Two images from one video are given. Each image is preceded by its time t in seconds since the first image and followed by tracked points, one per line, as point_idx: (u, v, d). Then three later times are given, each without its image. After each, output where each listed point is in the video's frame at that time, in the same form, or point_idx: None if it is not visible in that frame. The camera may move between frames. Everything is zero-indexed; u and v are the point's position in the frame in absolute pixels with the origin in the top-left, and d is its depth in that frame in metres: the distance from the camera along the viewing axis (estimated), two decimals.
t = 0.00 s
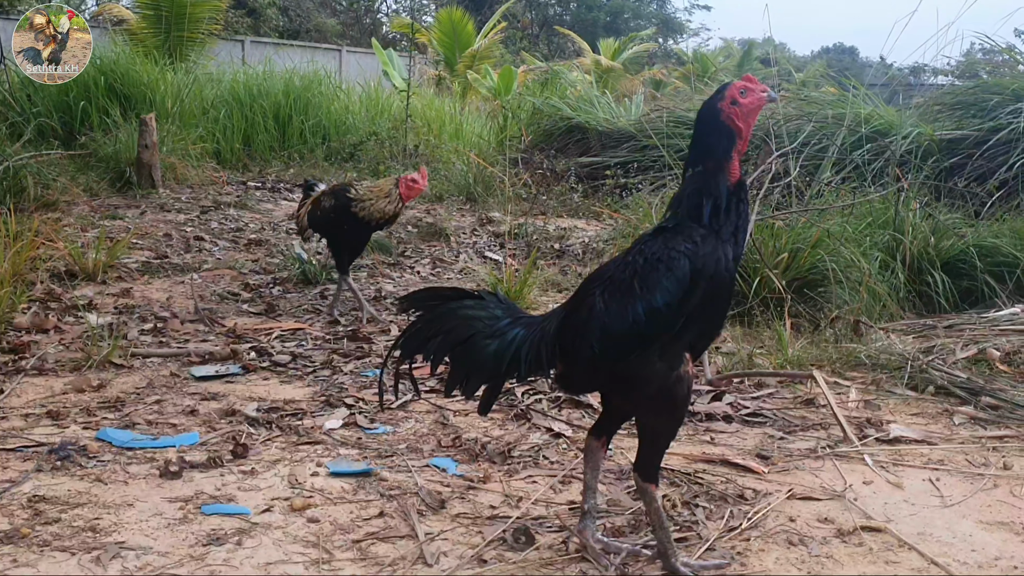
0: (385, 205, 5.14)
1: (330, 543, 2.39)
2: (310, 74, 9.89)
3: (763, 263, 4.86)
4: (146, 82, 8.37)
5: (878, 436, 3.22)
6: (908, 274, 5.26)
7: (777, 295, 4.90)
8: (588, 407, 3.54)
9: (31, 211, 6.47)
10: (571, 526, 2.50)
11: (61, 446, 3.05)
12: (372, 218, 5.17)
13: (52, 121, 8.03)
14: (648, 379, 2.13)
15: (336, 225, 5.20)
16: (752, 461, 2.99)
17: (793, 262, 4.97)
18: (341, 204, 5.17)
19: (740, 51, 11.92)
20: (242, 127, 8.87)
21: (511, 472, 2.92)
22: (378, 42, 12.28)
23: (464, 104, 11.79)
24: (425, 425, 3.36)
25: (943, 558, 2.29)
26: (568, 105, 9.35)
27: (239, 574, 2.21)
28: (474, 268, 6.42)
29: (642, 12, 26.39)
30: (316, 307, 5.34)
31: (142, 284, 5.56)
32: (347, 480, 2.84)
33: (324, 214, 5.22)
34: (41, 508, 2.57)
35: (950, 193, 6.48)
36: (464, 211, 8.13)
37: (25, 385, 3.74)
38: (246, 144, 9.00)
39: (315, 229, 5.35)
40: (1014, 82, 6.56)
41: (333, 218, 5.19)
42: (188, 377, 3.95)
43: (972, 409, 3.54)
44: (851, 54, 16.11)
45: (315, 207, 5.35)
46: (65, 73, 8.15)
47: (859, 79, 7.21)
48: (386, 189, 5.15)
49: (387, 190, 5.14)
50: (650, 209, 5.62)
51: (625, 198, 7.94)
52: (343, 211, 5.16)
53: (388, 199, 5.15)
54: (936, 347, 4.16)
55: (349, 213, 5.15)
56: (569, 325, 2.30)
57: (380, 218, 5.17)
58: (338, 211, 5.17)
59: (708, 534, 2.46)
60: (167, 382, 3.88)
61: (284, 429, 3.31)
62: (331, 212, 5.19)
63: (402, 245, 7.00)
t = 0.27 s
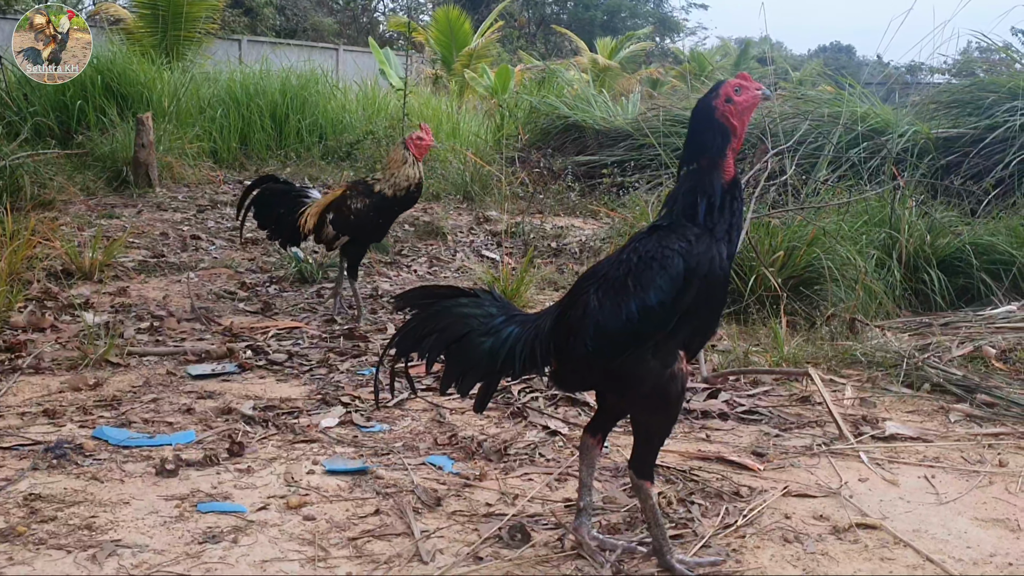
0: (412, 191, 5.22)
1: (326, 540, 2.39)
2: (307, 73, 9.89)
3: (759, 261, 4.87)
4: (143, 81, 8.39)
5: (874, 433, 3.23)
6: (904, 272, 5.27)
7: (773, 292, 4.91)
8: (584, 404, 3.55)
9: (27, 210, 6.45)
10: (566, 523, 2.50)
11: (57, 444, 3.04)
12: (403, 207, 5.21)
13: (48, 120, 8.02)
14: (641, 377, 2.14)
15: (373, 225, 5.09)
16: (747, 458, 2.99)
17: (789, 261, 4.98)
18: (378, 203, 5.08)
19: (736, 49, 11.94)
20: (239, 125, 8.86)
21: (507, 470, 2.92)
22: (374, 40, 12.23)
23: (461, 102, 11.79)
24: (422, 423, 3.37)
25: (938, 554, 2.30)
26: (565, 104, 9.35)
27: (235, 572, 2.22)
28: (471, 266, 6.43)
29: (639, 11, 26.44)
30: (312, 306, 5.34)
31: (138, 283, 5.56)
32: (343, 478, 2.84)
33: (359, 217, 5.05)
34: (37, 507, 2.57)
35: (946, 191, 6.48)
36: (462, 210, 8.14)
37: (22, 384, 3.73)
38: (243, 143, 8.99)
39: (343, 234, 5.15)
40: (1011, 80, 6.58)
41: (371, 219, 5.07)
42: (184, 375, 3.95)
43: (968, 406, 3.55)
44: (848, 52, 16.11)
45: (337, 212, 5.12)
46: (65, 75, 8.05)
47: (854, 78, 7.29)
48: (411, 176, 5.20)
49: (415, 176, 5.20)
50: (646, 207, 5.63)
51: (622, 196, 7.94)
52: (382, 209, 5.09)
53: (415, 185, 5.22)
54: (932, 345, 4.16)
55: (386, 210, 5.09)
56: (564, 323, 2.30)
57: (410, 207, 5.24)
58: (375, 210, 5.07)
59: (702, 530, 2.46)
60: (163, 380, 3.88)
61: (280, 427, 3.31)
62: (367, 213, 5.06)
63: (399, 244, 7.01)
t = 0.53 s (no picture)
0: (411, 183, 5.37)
1: (324, 542, 2.39)
2: (304, 73, 9.88)
3: (756, 262, 4.88)
4: (140, 81, 8.38)
5: (871, 434, 3.23)
6: (901, 273, 5.28)
7: (771, 293, 4.92)
8: (581, 406, 3.55)
9: (24, 210, 6.46)
10: (564, 525, 2.50)
11: (55, 446, 3.04)
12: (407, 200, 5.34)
13: (45, 119, 8.00)
14: (640, 378, 2.14)
15: (389, 222, 5.15)
16: (745, 459, 3.00)
17: (786, 261, 4.99)
18: (392, 199, 5.16)
19: (733, 50, 11.96)
20: (236, 125, 8.85)
21: (505, 472, 2.92)
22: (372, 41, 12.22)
23: (458, 102, 11.79)
24: (419, 425, 3.37)
25: (936, 555, 2.31)
26: (562, 104, 9.36)
27: (232, 573, 2.22)
28: (468, 266, 6.43)
29: (636, 11, 26.49)
30: (310, 306, 5.33)
31: (135, 284, 5.56)
32: (341, 479, 2.84)
33: (378, 217, 5.07)
34: (35, 508, 2.57)
35: (943, 192, 6.50)
36: (459, 210, 8.15)
37: (19, 385, 3.73)
38: (240, 143, 8.98)
39: (364, 236, 5.09)
40: (1008, 80, 6.59)
41: (388, 216, 5.13)
42: (181, 376, 3.94)
43: (965, 407, 3.55)
44: (844, 52, 16.15)
45: (353, 216, 5.06)
46: (64, 74, 8.12)
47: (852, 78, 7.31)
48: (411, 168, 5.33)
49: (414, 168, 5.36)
50: (644, 207, 5.64)
51: (618, 196, 7.94)
52: (396, 205, 5.18)
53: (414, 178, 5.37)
54: (929, 345, 4.17)
55: (399, 205, 5.20)
56: (562, 324, 2.31)
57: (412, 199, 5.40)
58: (390, 207, 5.15)
59: (701, 532, 2.46)
60: (161, 381, 3.87)
61: (278, 428, 3.31)
62: (385, 211, 5.11)
63: (397, 244, 7.02)
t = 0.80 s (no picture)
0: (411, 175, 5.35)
1: (317, 546, 2.39)
2: (299, 75, 9.86)
3: (750, 264, 4.89)
4: (134, 83, 8.34)
5: (864, 437, 3.24)
6: (894, 275, 5.30)
7: (764, 296, 4.93)
8: (575, 409, 3.55)
9: (17, 212, 6.45)
10: (557, 529, 2.50)
11: (48, 450, 3.03)
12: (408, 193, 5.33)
13: (39, 122, 7.97)
14: (632, 382, 2.14)
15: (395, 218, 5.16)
16: (738, 463, 3.00)
17: (780, 264, 4.99)
18: (395, 195, 5.15)
19: (727, 52, 11.99)
20: (230, 127, 8.83)
21: (498, 475, 2.92)
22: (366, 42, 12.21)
23: (453, 103, 11.79)
24: (413, 428, 3.36)
25: (927, 558, 2.31)
26: (557, 106, 9.37)
27: None
28: (463, 269, 6.44)
29: (631, 13, 26.55)
30: (304, 309, 5.33)
31: (129, 287, 5.55)
32: (334, 483, 2.84)
33: (385, 215, 5.08)
34: (27, 513, 2.56)
35: (937, 194, 6.51)
36: (454, 212, 8.16)
37: (12, 388, 3.72)
38: (234, 145, 8.96)
39: (373, 235, 5.11)
40: (1001, 82, 6.62)
41: (395, 213, 5.13)
42: (175, 380, 3.94)
43: (957, 410, 3.56)
44: (839, 53, 16.19)
45: (359, 217, 5.04)
46: (65, 74, 8.07)
47: (846, 80, 7.32)
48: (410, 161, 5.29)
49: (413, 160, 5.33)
50: (638, 210, 5.64)
51: (613, 198, 7.95)
52: (400, 200, 5.17)
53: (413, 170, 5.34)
54: (922, 348, 4.18)
55: (403, 200, 5.19)
56: (555, 327, 2.31)
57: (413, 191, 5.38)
58: (394, 203, 5.14)
59: (693, 535, 2.47)
60: (154, 385, 3.86)
61: (272, 432, 3.30)
62: (390, 209, 5.11)
63: (392, 246, 7.02)
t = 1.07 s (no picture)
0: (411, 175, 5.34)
1: (315, 552, 2.38)
2: (296, 77, 9.86)
3: (747, 267, 4.90)
4: (131, 86, 8.34)
5: (861, 441, 3.24)
6: (891, 279, 5.31)
7: (761, 299, 4.94)
8: (573, 413, 3.55)
9: (14, 216, 6.44)
10: (555, 534, 2.50)
11: (45, 454, 3.02)
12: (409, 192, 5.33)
13: (35, 125, 7.97)
14: (630, 387, 2.14)
15: (396, 218, 5.15)
16: (736, 467, 3.00)
17: (777, 267, 5.00)
18: (395, 195, 5.14)
19: (723, 55, 12.02)
20: (227, 130, 8.83)
21: (496, 480, 2.92)
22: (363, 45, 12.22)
23: (450, 106, 11.80)
24: (411, 432, 3.36)
25: (926, 563, 2.32)
26: (554, 109, 9.38)
27: None
28: (460, 272, 6.45)
29: (627, 15, 26.61)
30: (301, 313, 5.32)
31: (126, 290, 5.54)
32: (332, 488, 2.83)
33: (385, 215, 5.08)
34: (24, 518, 2.55)
35: (933, 197, 6.53)
36: (451, 215, 8.17)
37: (8, 393, 3.71)
38: (231, 148, 8.96)
39: (374, 236, 5.12)
40: (997, 85, 6.63)
41: (396, 212, 5.13)
42: (172, 384, 3.93)
43: (955, 414, 3.57)
44: (834, 56, 16.24)
45: (359, 217, 5.04)
46: (64, 74, 8.12)
47: (842, 83, 7.35)
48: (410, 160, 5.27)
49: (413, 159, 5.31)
50: (635, 213, 5.65)
51: (610, 201, 7.96)
52: (401, 200, 5.17)
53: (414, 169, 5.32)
54: (919, 351, 4.19)
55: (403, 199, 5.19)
56: (554, 333, 2.31)
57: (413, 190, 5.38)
58: (395, 203, 5.14)
59: (692, 540, 2.47)
60: (152, 389, 3.86)
61: (269, 436, 3.30)
62: (391, 209, 5.11)
63: (389, 249, 7.02)
